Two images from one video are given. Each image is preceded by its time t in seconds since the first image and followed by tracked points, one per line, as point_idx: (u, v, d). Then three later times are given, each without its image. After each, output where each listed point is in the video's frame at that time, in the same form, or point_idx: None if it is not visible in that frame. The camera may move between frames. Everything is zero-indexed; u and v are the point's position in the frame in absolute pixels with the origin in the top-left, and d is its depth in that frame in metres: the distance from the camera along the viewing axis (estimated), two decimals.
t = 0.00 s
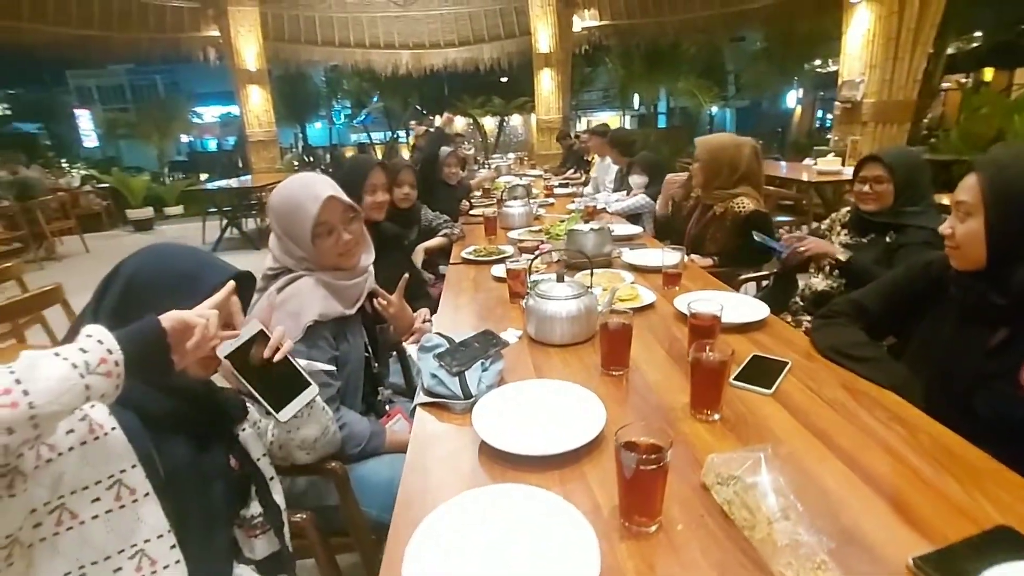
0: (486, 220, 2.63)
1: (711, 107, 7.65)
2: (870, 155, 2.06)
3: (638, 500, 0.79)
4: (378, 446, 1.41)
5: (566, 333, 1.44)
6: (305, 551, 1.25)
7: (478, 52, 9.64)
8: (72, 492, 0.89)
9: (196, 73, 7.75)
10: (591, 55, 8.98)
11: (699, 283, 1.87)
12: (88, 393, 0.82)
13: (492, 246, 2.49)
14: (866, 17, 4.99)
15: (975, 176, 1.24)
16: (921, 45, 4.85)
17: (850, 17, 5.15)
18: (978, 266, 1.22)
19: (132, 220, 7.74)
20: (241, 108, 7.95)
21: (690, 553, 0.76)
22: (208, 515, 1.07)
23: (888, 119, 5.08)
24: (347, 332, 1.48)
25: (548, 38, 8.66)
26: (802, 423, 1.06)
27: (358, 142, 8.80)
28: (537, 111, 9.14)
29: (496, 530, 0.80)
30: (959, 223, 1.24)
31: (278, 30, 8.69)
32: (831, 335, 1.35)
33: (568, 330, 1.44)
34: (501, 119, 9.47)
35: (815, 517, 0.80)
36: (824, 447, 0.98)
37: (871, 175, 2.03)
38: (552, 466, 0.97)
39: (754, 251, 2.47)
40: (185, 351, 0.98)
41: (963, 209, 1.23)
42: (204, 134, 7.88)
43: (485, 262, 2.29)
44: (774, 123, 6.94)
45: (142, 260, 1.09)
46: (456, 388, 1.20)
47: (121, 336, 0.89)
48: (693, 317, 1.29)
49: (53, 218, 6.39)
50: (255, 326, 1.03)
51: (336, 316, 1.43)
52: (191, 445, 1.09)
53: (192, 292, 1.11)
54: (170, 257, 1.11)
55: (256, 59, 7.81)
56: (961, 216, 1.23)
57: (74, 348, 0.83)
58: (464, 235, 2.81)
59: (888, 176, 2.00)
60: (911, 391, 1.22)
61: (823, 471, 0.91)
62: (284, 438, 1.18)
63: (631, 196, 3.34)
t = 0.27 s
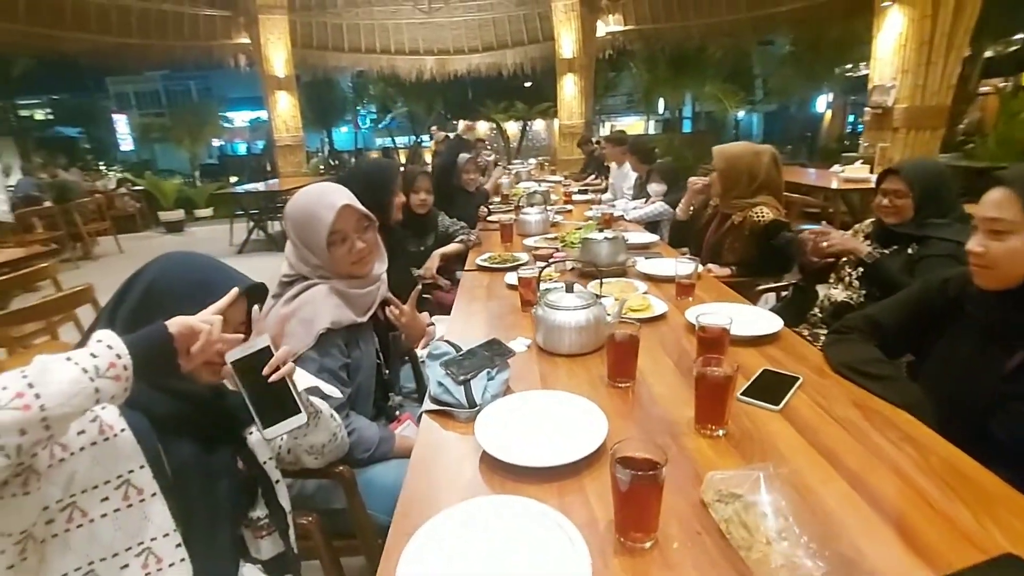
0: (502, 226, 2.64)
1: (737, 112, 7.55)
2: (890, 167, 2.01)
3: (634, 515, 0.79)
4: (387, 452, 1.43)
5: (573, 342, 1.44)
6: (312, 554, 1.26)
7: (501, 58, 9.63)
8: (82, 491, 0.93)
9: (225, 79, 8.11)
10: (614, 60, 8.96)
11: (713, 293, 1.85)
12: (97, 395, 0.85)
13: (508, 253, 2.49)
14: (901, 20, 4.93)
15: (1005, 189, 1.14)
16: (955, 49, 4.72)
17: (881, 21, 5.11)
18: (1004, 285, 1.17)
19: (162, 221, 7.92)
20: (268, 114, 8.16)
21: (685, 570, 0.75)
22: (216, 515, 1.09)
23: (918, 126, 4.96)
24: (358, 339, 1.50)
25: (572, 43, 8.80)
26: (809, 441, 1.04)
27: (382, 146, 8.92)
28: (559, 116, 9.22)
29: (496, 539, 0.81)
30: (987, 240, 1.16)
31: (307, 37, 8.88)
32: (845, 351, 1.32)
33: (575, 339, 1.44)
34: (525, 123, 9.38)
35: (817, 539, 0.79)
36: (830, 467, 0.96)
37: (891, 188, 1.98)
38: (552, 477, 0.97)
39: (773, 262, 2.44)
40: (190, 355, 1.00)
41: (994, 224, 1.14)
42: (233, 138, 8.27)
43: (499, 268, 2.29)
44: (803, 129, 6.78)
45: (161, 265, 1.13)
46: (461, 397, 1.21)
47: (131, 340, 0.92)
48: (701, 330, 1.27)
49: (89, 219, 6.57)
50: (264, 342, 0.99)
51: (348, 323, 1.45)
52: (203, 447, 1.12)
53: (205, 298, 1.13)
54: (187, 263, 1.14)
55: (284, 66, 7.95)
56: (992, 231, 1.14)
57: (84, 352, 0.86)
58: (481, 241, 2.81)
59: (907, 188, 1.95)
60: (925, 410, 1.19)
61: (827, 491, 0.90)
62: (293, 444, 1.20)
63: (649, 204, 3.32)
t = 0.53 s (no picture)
0: (521, 233, 2.65)
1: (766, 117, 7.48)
2: (915, 180, 1.96)
3: (631, 525, 0.79)
4: (398, 458, 1.44)
5: (582, 350, 1.44)
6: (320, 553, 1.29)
7: (526, 63, 9.66)
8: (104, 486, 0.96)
9: (259, 85, 8.34)
10: (642, 65, 8.90)
11: (729, 304, 1.84)
12: (142, 401, 0.89)
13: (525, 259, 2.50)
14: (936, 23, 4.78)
15: None
16: (994, 55, 4.59)
17: (916, 25, 4.98)
18: None
19: (196, 223, 8.13)
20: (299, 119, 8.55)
21: None
22: (228, 512, 1.12)
23: (955, 133, 4.83)
24: (371, 349, 1.51)
25: (598, 48, 8.84)
26: (815, 456, 1.02)
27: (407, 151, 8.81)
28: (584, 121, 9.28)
29: (499, 543, 0.82)
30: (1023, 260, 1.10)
31: (336, 44, 9.06)
32: (860, 365, 1.30)
33: (585, 347, 1.44)
34: (550, 128, 9.45)
35: (814, 557, 0.78)
36: (835, 483, 0.95)
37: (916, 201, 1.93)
38: (554, 484, 0.98)
39: (794, 271, 2.39)
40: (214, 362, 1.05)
41: None
42: (265, 142, 8.52)
43: (516, 274, 2.30)
44: (835, 132, 6.80)
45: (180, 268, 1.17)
46: (468, 403, 1.22)
47: (170, 348, 0.96)
48: (711, 340, 1.26)
49: (126, 221, 6.76)
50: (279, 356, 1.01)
51: (361, 336, 1.45)
52: (217, 447, 1.15)
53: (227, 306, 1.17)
54: (208, 268, 1.19)
55: (314, 72, 8.30)
56: None
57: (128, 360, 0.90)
58: (499, 247, 2.83)
59: (934, 202, 1.90)
60: (940, 428, 1.16)
61: (831, 507, 0.88)
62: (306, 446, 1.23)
63: (670, 211, 3.30)
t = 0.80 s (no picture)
0: (538, 239, 2.66)
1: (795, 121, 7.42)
2: (943, 188, 1.92)
3: (627, 530, 0.80)
4: (408, 462, 1.44)
5: (592, 357, 1.46)
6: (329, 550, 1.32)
7: (552, 68, 9.72)
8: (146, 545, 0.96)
9: (290, 90, 8.54)
10: (668, 69, 8.86)
11: (744, 312, 1.82)
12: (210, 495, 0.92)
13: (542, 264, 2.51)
14: (974, 27, 4.65)
15: None
16: None
17: (954, 28, 4.82)
18: None
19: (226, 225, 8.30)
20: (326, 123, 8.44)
21: None
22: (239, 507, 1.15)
23: (991, 139, 4.71)
24: (382, 363, 1.49)
25: (623, 52, 8.82)
26: (819, 469, 1.01)
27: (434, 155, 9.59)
28: (608, 125, 9.21)
29: (501, 542, 0.84)
30: None
31: (364, 50, 9.23)
32: (874, 377, 1.27)
33: (594, 354, 1.45)
34: (573, 133, 9.57)
35: (811, 570, 0.77)
36: (841, 497, 0.94)
37: (943, 209, 1.90)
38: (555, 488, 0.99)
39: (814, 282, 2.36)
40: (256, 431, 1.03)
41: None
42: (294, 145, 8.84)
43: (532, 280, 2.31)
44: (867, 141, 6.67)
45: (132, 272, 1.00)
46: (475, 405, 1.25)
47: (215, 442, 0.91)
48: (719, 349, 1.26)
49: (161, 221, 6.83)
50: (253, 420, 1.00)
51: (371, 350, 1.43)
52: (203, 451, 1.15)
53: (190, 308, 1.00)
54: (164, 268, 1.01)
55: (342, 78, 8.22)
56: None
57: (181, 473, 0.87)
58: (517, 251, 2.84)
59: (961, 211, 1.86)
60: (956, 445, 1.14)
61: (834, 520, 0.88)
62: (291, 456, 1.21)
63: (691, 218, 3.28)
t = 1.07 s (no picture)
0: (554, 243, 2.67)
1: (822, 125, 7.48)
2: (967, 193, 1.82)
3: (626, 530, 0.81)
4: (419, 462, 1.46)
5: (601, 360, 1.46)
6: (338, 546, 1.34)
7: (573, 72, 9.70)
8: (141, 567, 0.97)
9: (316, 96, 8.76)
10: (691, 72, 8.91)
11: (758, 318, 1.81)
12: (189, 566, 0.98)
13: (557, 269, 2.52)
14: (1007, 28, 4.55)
15: None
16: None
17: (985, 29, 4.73)
18: None
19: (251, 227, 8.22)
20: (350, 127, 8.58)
21: None
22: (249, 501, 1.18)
23: None
24: (395, 366, 1.50)
25: (645, 57, 8.73)
26: (824, 475, 1.01)
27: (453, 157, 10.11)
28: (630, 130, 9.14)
29: (505, 540, 0.85)
30: None
31: (387, 55, 9.40)
32: (887, 386, 1.26)
33: (603, 357, 1.46)
34: (595, 136, 9.60)
35: None
36: (846, 505, 0.93)
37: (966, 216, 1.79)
38: (558, 489, 1.00)
39: (832, 290, 2.33)
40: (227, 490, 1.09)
41: None
42: (318, 149, 9.09)
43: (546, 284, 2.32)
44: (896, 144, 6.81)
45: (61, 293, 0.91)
46: (484, 405, 1.26)
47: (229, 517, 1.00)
48: (731, 355, 1.25)
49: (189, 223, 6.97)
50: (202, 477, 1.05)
51: (386, 353, 1.44)
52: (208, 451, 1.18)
53: (116, 327, 0.90)
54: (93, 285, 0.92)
55: (365, 83, 8.35)
56: None
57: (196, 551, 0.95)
58: (533, 255, 2.86)
59: (985, 218, 1.75)
60: (968, 456, 1.12)
61: (838, 528, 0.87)
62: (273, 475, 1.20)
63: (709, 223, 3.26)
